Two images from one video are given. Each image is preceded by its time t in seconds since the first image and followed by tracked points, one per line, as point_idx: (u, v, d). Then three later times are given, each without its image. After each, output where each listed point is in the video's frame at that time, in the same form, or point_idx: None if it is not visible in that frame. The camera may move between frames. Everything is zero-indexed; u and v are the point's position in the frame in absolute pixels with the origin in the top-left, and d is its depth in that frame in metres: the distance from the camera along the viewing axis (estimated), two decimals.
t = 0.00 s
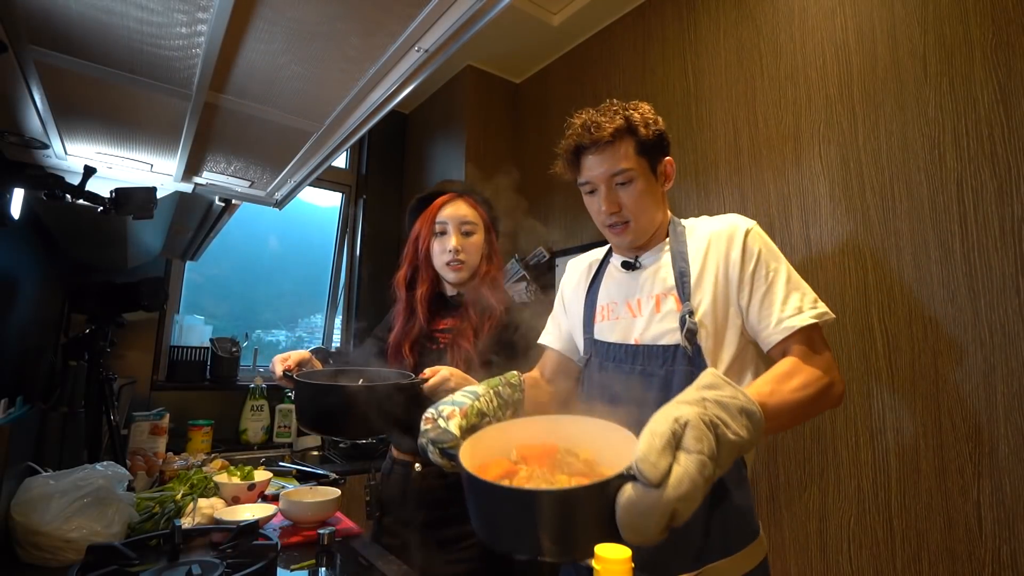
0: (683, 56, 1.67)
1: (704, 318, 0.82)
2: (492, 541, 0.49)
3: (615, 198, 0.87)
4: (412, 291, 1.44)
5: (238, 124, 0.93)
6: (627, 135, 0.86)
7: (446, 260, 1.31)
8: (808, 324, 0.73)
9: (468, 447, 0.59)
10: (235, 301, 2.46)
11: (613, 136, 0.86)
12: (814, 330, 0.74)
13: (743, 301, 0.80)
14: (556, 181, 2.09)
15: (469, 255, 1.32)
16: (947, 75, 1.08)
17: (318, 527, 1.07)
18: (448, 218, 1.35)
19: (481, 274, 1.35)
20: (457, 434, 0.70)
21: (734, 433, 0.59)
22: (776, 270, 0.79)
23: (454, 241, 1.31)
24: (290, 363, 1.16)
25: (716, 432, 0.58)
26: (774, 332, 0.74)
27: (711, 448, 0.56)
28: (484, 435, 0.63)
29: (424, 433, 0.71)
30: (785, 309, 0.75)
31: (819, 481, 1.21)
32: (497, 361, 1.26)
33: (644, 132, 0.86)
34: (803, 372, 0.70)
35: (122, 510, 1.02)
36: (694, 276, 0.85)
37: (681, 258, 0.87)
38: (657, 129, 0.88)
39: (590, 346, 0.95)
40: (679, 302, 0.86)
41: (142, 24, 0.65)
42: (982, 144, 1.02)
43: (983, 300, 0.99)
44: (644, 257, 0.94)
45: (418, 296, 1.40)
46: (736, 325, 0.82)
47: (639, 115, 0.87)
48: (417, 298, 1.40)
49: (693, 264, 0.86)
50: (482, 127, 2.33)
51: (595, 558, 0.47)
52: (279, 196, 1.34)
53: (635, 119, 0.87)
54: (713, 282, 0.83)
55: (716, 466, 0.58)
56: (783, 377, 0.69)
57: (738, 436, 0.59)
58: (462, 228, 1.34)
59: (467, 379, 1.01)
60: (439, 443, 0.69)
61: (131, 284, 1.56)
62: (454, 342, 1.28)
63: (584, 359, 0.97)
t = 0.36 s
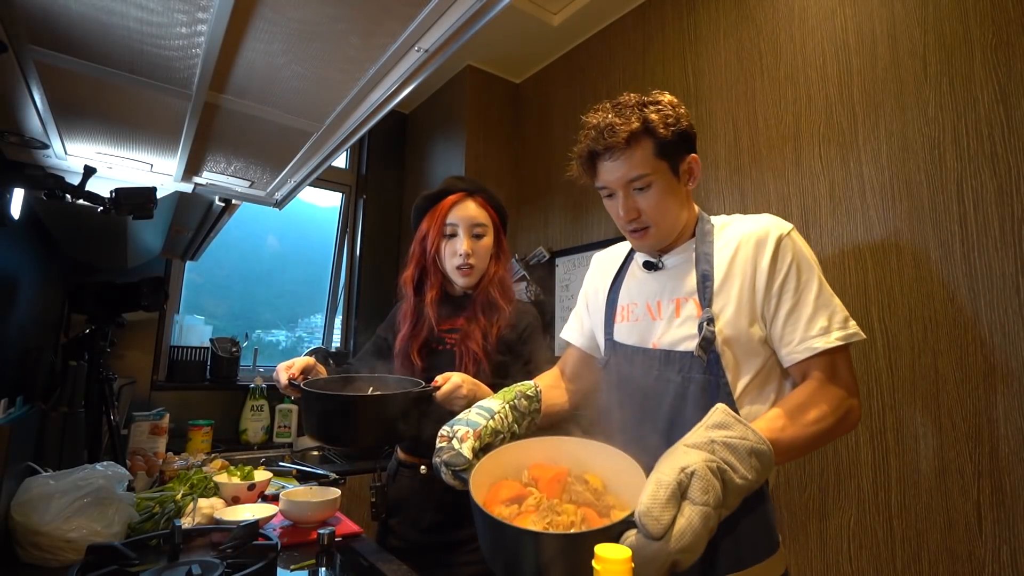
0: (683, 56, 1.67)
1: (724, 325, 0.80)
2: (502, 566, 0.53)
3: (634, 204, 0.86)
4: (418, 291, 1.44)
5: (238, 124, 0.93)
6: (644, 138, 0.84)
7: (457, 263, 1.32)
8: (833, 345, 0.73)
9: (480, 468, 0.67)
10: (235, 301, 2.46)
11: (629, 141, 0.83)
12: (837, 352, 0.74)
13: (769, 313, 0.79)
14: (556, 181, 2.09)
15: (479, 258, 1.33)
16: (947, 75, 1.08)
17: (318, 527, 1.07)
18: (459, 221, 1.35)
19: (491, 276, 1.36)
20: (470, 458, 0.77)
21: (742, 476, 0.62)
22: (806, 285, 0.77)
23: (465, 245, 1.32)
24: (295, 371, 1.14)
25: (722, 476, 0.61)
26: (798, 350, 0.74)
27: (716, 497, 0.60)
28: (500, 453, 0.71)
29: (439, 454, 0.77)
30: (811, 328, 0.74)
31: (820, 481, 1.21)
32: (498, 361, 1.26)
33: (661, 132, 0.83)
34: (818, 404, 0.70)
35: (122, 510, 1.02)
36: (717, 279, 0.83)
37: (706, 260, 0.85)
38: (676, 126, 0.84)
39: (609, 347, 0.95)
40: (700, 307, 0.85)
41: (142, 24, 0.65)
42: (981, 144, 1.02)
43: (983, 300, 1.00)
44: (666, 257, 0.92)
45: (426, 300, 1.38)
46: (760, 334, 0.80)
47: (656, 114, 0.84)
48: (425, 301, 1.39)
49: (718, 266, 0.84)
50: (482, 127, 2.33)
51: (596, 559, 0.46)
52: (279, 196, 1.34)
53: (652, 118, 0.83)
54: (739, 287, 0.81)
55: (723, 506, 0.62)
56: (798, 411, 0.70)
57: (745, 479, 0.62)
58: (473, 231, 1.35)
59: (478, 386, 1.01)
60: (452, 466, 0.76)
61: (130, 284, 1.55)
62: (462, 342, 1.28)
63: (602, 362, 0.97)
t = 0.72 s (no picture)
0: (683, 56, 1.67)
1: (728, 327, 0.81)
2: (502, 564, 0.53)
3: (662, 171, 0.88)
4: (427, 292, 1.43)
5: (238, 124, 0.93)
6: (676, 113, 0.89)
7: (468, 265, 1.31)
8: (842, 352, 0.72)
9: (484, 465, 0.68)
10: (235, 301, 2.46)
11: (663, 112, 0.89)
12: (846, 358, 0.73)
13: (776, 316, 0.78)
14: (556, 181, 2.09)
15: (489, 259, 1.33)
16: (947, 75, 1.08)
17: (318, 528, 1.07)
18: (468, 221, 1.34)
19: (500, 277, 1.36)
20: (472, 457, 0.78)
21: (743, 481, 0.62)
22: (815, 288, 0.77)
23: (474, 245, 1.31)
24: (293, 371, 1.14)
25: (722, 482, 0.61)
26: (805, 355, 0.74)
27: (715, 502, 0.59)
28: (506, 452, 0.73)
29: (443, 452, 0.79)
30: (821, 334, 0.73)
31: (819, 481, 1.21)
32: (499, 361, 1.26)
33: (693, 109, 0.90)
34: (824, 411, 0.70)
35: (122, 510, 1.02)
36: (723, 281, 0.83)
37: (712, 261, 0.86)
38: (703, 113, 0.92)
39: (616, 349, 0.96)
40: (704, 308, 0.85)
41: (142, 24, 0.65)
42: (982, 144, 1.02)
43: (983, 300, 1.00)
44: (673, 256, 0.93)
45: (434, 302, 1.37)
46: (767, 338, 0.79)
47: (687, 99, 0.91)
48: (433, 303, 1.39)
49: (724, 268, 0.84)
50: (482, 127, 2.33)
51: (596, 559, 0.46)
52: (280, 196, 1.34)
53: (684, 97, 0.91)
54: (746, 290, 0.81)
55: (722, 512, 0.63)
56: (803, 416, 0.69)
57: (746, 485, 0.62)
58: (482, 232, 1.35)
59: (478, 389, 1.02)
60: (455, 464, 0.77)
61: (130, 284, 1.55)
62: (467, 344, 1.29)
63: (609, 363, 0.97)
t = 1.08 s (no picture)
0: (684, 56, 1.67)
1: (726, 326, 0.81)
2: (502, 564, 0.53)
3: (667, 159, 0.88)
4: (432, 291, 1.43)
5: (238, 124, 0.93)
6: (683, 109, 0.92)
7: (471, 264, 1.31)
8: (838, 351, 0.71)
9: (483, 464, 0.69)
10: (235, 301, 2.46)
11: (670, 104, 0.91)
12: (842, 358, 0.73)
13: (773, 316, 0.78)
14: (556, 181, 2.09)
15: (494, 260, 1.33)
16: (947, 75, 1.08)
17: (318, 528, 1.07)
18: (473, 222, 1.34)
19: (504, 277, 1.35)
20: (470, 455, 0.78)
21: (743, 478, 0.62)
22: (811, 289, 0.76)
23: (479, 246, 1.31)
24: (294, 375, 1.14)
25: (723, 478, 0.61)
26: (801, 355, 0.73)
27: (715, 497, 0.59)
28: (505, 451, 0.73)
29: (441, 450, 0.79)
30: (816, 333, 0.73)
31: (819, 481, 1.21)
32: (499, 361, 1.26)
33: (698, 107, 0.92)
34: (822, 409, 0.70)
35: (122, 510, 1.02)
36: (720, 280, 0.84)
37: (710, 261, 0.86)
38: (707, 114, 0.94)
39: (614, 349, 0.96)
40: (702, 306, 0.85)
41: (142, 24, 0.65)
42: (982, 144, 1.02)
43: (983, 300, 0.99)
44: (670, 255, 0.94)
45: (440, 301, 1.37)
46: (764, 337, 0.79)
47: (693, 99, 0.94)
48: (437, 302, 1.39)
49: (721, 267, 0.84)
50: (482, 127, 2.33)
51: (597, 559, 0.46)
52: (280, 196, 1.34)
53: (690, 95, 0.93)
54: (743, 289, 0.81)
55: (722, 510, 0.63)
56: (801, 414, 0.69)
57: (746, 482, 0.62)
58: (487, 232, 1.34)
59: (478, 389, 1.02)
60: (453, 462, 0.77)
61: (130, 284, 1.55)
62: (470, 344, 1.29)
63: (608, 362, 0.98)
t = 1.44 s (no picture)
0: (684, 56, 1.67)
1: (721, 324, 0.81)
2: (501, 563, 0.53)
3: (654, 163, 0.89)
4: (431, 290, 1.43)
5: (238, 124, 0.93)
6: (670, 111, 0.91)
7: (469, 262, 1.31)
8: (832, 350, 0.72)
9: (479, 460, 0.69)
10: (235, 301, 2.46)
11: (656, 107, 0.91)
12: (836, 357, 0.73)
13: (767, 315, 0.78)
14: (556, 181, 2.09)
15: (493, 259, 1.33)
16: (947, 75, 1.08)
17: (318, 527, 1.07)
18: (472, 220, 1.34)
19: (502, 276, 1.35)
20: (465, 450, 0.79)
21: (739, 475, 0.62)
22: (805, 289, 0.77)
23: (477, 245, 1.31)
24: (292, 375, 1.14)
25: (720, 475, 0.61)
26: (795, 354, 0.74)
27: (711, 495, 0.59)
28: (500, 446, 0.73)
29: (436, 446, 0.80)
30: (810, 333, 0.73)
31: (819, 480, 1.21)
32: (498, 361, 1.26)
33: (687, 108, 0.92)
34: (817, 406, 0.70)
35: (122, 510, 1.02)
36: (715, 279, 0.84)
37: (704, 259, 0.86)
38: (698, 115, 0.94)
39: (609, 348, 0.96)
40: (696, 305, 0.85)
41: (142, 24, 0.65)
42: (982, 145, 1.02)
43: (983, 300, 0.99)
44: (665, 255, 0.94)
45: (438, 299, 1.37)
46: (758, 336, 0.79)
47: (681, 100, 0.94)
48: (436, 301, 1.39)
49: (716, 267, 0.84)
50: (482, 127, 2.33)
51: (596, 559, 0.46)
52: (280, 196, 1.34)
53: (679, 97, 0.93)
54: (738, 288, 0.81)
55: (718, 507, 0.63)
56: (794, 411, 0.70)
57: (742, 478, 0.62)
58: (485, 231, 1.34)
59: (476, 386, 1.01)
60: (448, 458, 0.78)
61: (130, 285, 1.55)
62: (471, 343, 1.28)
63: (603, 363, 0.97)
